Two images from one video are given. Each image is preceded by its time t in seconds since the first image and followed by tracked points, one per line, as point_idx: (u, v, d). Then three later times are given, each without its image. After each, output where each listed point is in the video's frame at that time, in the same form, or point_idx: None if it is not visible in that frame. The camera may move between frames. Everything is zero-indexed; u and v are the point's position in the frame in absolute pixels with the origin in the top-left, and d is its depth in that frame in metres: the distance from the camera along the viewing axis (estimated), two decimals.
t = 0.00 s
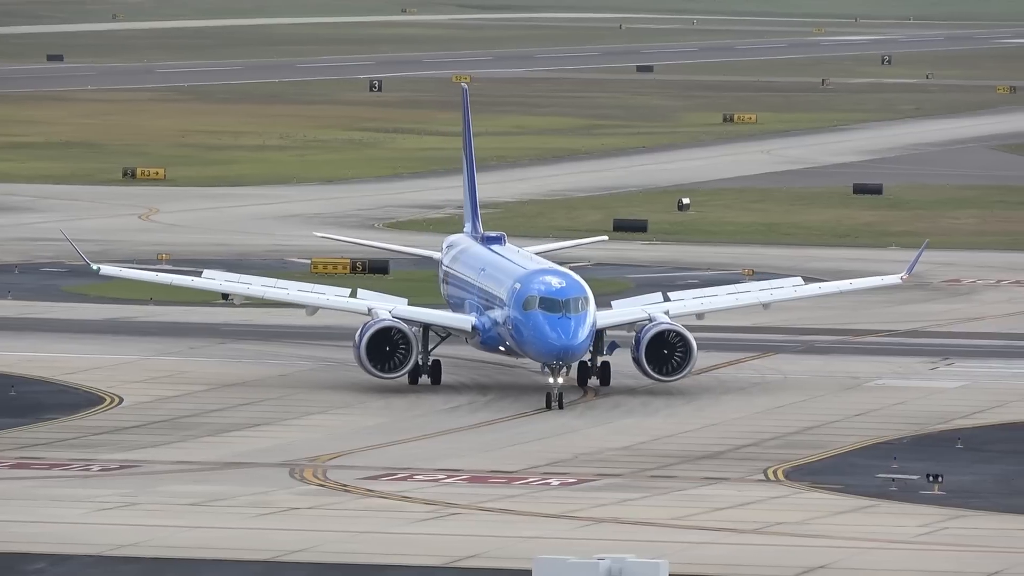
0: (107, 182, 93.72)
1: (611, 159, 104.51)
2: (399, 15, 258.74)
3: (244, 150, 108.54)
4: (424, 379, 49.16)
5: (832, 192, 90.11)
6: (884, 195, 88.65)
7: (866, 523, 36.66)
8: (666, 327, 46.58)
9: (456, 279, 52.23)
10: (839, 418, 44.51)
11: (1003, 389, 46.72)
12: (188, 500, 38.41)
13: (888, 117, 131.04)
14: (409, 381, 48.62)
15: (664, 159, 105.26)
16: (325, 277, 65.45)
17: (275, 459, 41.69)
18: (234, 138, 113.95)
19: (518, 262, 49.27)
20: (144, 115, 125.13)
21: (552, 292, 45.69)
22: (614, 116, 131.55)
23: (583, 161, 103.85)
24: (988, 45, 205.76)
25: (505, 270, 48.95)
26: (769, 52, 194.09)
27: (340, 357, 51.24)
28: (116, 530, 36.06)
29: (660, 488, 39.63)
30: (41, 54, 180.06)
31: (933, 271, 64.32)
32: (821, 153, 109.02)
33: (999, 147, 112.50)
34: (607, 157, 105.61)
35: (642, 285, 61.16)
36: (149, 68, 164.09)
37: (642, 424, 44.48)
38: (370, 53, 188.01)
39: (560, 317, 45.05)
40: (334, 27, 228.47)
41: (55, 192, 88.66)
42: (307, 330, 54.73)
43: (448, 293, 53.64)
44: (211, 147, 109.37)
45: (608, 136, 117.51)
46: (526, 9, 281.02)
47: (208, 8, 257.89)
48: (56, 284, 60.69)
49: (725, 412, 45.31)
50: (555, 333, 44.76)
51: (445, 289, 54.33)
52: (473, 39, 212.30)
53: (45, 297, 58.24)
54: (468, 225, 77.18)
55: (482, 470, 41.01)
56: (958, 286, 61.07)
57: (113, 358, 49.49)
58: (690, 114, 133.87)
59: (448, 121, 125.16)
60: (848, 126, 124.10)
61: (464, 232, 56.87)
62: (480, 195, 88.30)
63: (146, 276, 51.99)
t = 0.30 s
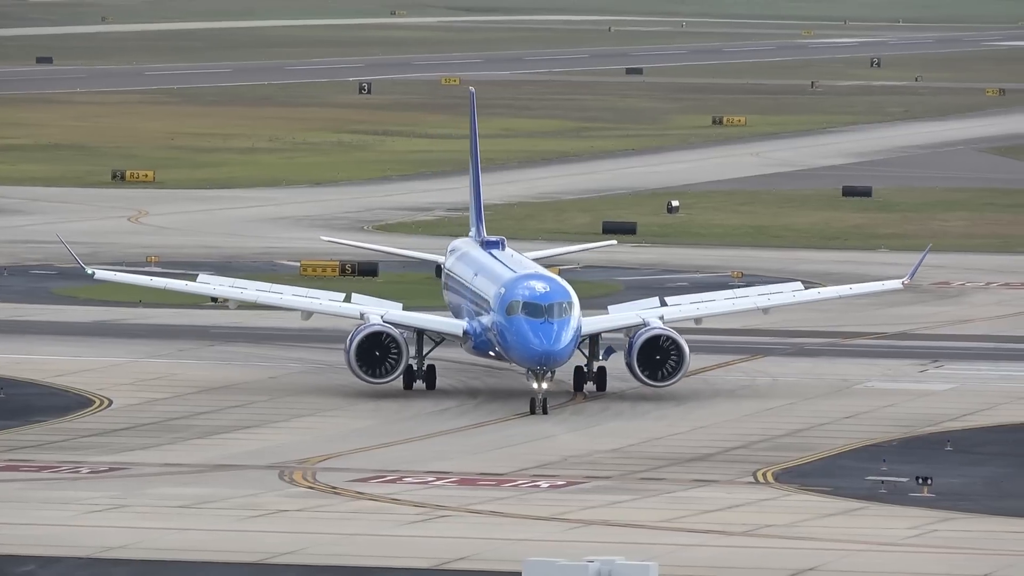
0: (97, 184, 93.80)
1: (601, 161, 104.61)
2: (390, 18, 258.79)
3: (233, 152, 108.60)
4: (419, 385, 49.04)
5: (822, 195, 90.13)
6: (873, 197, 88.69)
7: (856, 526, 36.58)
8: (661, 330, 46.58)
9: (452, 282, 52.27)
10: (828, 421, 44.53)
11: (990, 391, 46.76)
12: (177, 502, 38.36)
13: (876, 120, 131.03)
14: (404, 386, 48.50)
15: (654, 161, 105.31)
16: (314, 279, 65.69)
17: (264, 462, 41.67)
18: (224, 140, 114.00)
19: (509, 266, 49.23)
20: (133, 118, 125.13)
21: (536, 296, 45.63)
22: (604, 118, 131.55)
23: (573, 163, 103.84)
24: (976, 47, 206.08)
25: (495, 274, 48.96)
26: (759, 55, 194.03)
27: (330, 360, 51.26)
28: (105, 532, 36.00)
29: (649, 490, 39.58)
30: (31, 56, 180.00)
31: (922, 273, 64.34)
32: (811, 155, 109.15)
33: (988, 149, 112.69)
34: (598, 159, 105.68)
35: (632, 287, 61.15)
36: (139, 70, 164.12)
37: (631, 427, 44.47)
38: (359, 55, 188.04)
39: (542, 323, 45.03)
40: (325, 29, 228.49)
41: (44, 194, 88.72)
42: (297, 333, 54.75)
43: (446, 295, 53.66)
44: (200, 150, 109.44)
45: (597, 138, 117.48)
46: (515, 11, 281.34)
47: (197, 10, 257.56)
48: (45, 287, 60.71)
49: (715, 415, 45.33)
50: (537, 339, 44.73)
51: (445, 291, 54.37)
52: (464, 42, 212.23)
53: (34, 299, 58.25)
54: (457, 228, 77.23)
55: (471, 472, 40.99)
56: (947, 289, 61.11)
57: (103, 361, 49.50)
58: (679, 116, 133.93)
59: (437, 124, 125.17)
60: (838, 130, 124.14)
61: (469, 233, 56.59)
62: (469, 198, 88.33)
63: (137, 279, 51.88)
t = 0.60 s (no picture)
0: (90, 187, 93.73)
1: (596, 164, 104.62)
2: (384, 20, 258.80)
3: (227, 154, 108.62)
4: (416, 391, 49.00)
5: (816, 198, 90.14)
6: (868, 201, 88.68)
7: (849, 529, 36.55)
8: (655, 334, 46.70)
9: (451, 287, 52.32)
10: (821, 425, 44.53)
11: (983, 395, 46.77)
12: (172, 505, 38.32)
13: (870, 124, 131.01)
14: (402, 392, 48.50)
15: (648, 164, 105.29)
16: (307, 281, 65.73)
17: (259, 464, 41.67)
18: (218, 143, 113.99)
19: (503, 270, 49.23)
20: (127, 121, 125.02)
21: (523, 302, 45.59)
22: (598, 122, 131.54)
23: (568, 167, 103.80)
24: (971, 51, 205.97)
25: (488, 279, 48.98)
26: (752, 59, 194.05)
27: (324, 363, 51.25)
28: (99, 535, 35.95)
29: (643, 493, 39.55)
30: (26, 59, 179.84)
31: (916, 277, 64.35)
32: (805, 159, 109.22)
33: (983, 153, 112.70)
34: (592, 162, 105.68)
35: (626, 291, 61.15)
36: (133, 72, 164.09)
37: (625, 431, 44.47)
38: (353, 59, 188.02)
39: (529, 328, 44.99)
40: (320, 32, 228.46)
41: (38, 196, 88.70)
42: (291, 336, 54.73)
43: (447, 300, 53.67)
44: (194, 152, 109.47)
45: (591, 142, 117.40)
46: (509, 13, 281.09)
47: (192, 13, 257.38)
48: (38, 289, 60.67)
49: (709, 419, 45.34)
50: (523, 344, 44.69)
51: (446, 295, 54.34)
52: (459, 45, 212.15)
53: (27, 302, 58.23)
54: (451, 232, 77.22)
55: (466, 475, 40.96)
56: (941, 293, 61.13)
57: (97, 364, 49.48)
58: (674, 120, 133.98)
59: (430, 127, 125.12)
60: (833, 133, 124.20)
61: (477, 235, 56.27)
62: (463, 201, 88.33)
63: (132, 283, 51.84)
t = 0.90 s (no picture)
0: (91, 189, 93.70)
1: (596, 165, 104.61)
2: (384, 21, 258.73)
3: (229, 156, 108.61)
4: (421, 395, 48.88)
5: (816, 200, 90.16)
6: (868, 202, 88.68)
7: (851, 530, 36.52)
8: (659, 338, 46.59)
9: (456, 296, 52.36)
10: (823, 426, 44.53)
11: (985, 396, 46.76)
12: (173, 507, 38.29)
13: (870, 125, 131.01)
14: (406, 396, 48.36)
15: (648, 166, 105.32)
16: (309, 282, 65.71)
17: (260, 466, 41.65)
18: (219, 144, 113.97)
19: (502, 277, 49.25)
20: (127, 122, 124.94)
21: (517, 307, 45.57)
22: (599, 123, 131.53)
23: (568, 168, 103.82)
24: (971, 52, 205.94)
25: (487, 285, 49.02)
26: (752, 59, 193.97)
27: (327, 365, 51.23)
28: (101, 536, 35.93)
29: (645, 495, 39.52)
30: (25, 60, 179.74)
31: (917, 278, 64.34)
32: (805, 160, 109.26)
33: (983, 154, 112.77)
34: (593, 163, 105.72)
35: (628, 292, 61.14)
36: (133, 74, 164.01)
37: (627, 433, 44.43)
38: (353, 60, 188.01)
39: (521, 331, 44.93)
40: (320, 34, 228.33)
41: (38, 198, 88.68)
42: (294, 338, 54.70)
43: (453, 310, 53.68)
44: (195, 154, 109.47)
45: (591, 143, 117.37)
46: (509, 15, 280.97)
47: (191, 15, 257.29)
48: (40, 291, 60.68)
49: (712, 421, 45.31)
50: (515, 347, 44.61)
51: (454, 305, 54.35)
52: (459, 46, 212.06)
53: (29, 303, 58.23)
54: (452, 233, 77.20)
55: (467, 477, 40.93)
56: (943, 293, 61.11)
57: (98, 366, 49.47)
58: (675, 121, 133.96)
59: (431, 128, 125.12)
60: (833, 134, 124.22)
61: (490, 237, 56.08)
62: (463, 203, 88.34)
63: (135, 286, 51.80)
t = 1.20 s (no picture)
0: (90, 193, 93.65)
1: (595, 168, 104.60)
2: (383, 25, 258.65)
3: (227, 160, 108.58)
4: (421, 400, 48.75)
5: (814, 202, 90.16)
6: (867, 204, 88.67)
7: (851, 533, 36.50)
8: (658, 344, 46.50)
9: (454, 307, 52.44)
10: (821, 428, 44.51)
11: (984, 398, 46.76)
12: (172, 511, 38.27)
13: (869, 127, 131.02)
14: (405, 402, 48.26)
15: (647, 168, 105.31)
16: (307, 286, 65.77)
17: (259, 470, 41.63)
18: (217, 148, 113.93)
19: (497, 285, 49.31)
20: (123, 126, 124.90)
21: (507, 313, 45.61)
22: (598, 126, 131.50)
23: (566, 171, 103.85)
24: (970, 54, 205.99)
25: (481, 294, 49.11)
26: (751, 62, 193.87)
27: (325, 369, 51.21)
28: (99, 541, 35.90)
29: (644, 498, 39.49)
30: (23, 65, 179.52)
31: (915, 280, 64.35)
32: (804, 162, 109.21)
33: (982, 155, 112.74)
34: (591, 166, 105.69)
35: (626, 295, 61.14)
36: (131, 79, 163.85)
37: (625, 437, 44.39)
38: (352, 64, 187.97)
39: (510, 337, 44.93)
40: (319, 37, 228.19)
41: (36, 202, 88.61)
42: (293, 342, 54.69)
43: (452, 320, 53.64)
44: (194, 158, 109.39)
45: (590, 146, 117.32)
46: (507, 18, 280.90)
47: (189, 19, 257.17)
48: (38, 296, 60.64)
49: (709, 424, 45.27)
50: (503, 353, 44.59)
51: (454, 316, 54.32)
52: (457, 50, 211.95)
53: (28, 308, 58.23)
54: (451, 236, 77.19)
55: (466, 480, 40.90)
56: (941, 296, 61.10)
57: (97, 371, 49.45)
58: (675, 123, 133.87)
59: (429, 131, 125.16)
60: (832, 136, 124.19)
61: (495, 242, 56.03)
62: (462, 206, 88.33)
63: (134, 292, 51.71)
